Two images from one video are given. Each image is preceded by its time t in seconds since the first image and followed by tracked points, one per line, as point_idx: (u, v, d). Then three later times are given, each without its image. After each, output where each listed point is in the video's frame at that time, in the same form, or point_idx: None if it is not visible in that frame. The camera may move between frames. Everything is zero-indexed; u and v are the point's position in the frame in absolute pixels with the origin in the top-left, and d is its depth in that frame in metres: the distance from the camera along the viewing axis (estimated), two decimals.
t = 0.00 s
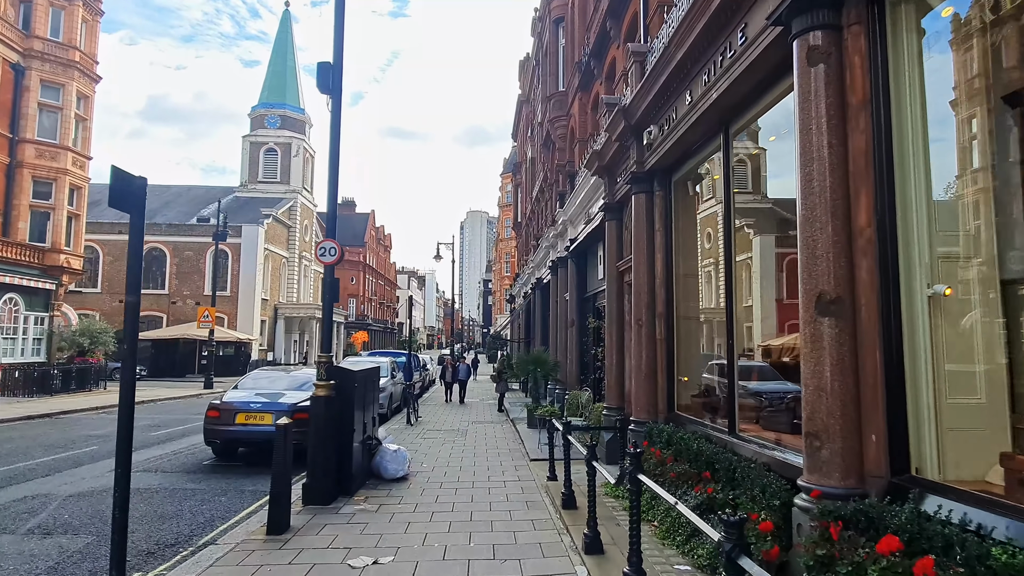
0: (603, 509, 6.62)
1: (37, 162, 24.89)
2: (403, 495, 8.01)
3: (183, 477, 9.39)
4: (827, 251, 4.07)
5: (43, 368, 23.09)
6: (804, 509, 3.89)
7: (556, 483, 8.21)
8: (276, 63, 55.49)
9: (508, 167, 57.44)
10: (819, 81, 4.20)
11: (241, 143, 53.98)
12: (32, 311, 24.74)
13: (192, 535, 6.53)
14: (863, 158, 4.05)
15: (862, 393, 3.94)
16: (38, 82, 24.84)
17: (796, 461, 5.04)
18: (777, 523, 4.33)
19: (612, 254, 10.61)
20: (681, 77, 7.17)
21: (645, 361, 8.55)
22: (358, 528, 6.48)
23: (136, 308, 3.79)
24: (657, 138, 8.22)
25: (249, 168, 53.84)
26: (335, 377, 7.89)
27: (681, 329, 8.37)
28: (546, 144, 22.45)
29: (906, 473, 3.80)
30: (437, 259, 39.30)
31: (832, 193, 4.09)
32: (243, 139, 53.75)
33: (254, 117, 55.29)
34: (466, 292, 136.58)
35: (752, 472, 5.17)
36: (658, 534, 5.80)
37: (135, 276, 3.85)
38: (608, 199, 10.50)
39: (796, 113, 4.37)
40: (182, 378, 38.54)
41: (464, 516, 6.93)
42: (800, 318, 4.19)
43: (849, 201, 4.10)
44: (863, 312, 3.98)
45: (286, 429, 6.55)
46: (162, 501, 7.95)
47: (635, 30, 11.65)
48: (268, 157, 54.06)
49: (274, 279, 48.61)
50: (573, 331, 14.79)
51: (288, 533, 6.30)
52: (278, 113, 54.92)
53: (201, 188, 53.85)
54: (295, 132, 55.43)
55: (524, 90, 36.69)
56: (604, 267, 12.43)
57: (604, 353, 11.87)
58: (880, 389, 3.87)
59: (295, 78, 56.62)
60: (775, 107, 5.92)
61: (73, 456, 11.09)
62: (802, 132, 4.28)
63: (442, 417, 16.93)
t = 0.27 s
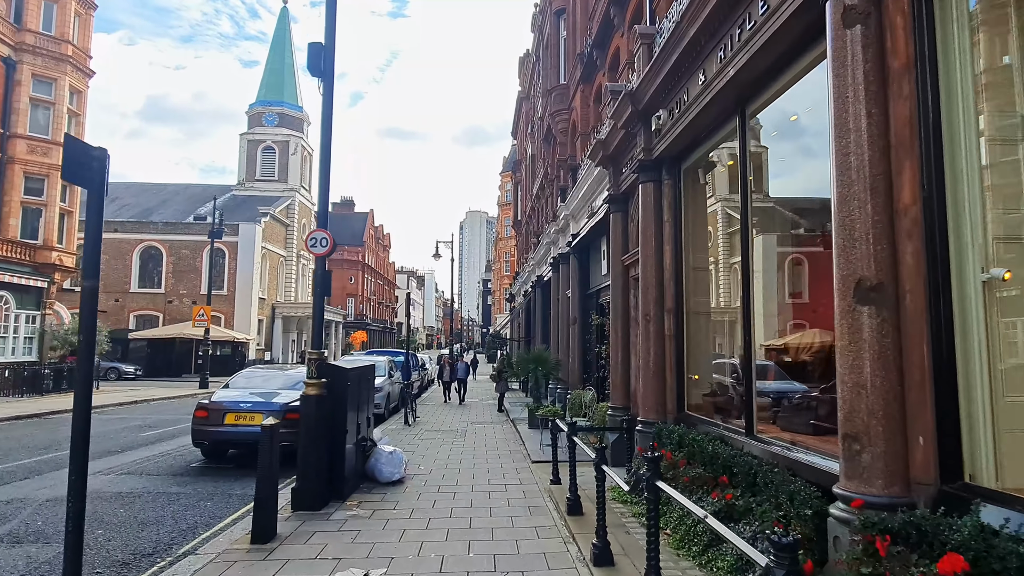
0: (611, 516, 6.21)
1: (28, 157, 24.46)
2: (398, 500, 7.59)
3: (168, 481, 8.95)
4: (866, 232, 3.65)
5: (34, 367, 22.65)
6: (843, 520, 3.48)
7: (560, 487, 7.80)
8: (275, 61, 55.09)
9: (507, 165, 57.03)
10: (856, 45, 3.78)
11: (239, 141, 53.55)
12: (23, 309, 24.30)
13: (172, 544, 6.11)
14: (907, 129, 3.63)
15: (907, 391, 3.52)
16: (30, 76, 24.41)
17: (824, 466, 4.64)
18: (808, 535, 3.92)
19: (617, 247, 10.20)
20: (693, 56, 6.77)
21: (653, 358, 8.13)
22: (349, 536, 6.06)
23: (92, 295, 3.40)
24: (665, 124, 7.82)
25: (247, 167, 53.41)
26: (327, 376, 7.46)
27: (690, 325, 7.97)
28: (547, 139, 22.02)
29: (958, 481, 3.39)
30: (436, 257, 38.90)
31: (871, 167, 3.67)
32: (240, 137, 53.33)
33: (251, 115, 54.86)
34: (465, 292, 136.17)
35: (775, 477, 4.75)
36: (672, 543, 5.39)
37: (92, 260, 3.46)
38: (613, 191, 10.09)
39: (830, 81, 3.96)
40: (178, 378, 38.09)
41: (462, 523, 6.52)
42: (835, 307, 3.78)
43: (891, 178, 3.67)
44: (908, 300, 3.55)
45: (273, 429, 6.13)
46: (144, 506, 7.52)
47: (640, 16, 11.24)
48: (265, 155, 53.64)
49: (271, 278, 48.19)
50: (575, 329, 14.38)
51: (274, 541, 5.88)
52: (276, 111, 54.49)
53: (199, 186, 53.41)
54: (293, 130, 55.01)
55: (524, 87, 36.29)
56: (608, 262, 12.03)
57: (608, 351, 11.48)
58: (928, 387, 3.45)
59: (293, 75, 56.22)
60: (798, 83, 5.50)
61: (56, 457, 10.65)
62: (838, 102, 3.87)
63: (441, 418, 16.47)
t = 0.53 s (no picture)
0: (618, 530, 5.79)
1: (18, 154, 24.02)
2: (391, 510, 7.17)
3: (151, 488, 8.53)
4: (911, 219, 3.24)
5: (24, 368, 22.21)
6: (886, 546, 3.06)
7: (562, 496, 7.39)
8: (272, 59, 54.65)
9: (506, 164, 56.57)
10: (898, 9, 3.37)
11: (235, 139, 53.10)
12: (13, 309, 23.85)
13: (145, 560, 5.68)
14: (957, 103, 3.22)
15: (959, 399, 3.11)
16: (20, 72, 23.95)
17: (854, 480, 4.21)
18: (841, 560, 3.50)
19: (620, 245, 9.80)
20: (705, 37, 6.34)
21: (660, 360, 7.72)
22: (335, 552, 5.64)
23: (32, 289, 3.09)
24: (674, 112, 7.38)
25: (244, 165, 52.96)
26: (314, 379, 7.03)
27: (699, 325, 7.56)
28: (547, 135, 21.58)
29: (1019, 503, 2.98)
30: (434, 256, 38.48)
31: (917, 146, 3.25)
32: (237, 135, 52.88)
33: (248, 113, 54.40)
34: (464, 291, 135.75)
35: (799, 490, 4.35)
36: (684, 561, 4.98)
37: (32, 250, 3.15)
38: (616, 184, 9.67)
39: (867, 51, 3.54)
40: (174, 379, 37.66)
41: (458, 536, 6.10)
42: (874, 304, 3.36)
43: (939, 158, 3.26)
44: (959, 296, 3.14)
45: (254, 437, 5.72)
46: (121, 517, 7.09)
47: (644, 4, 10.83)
48: (263, 154, 53.19)
49: (268, 277, 47.75)
50: (577, 329, 13.96)
51: (254, 558, 5.46)
52: (273, 109, 54.03)
53: (195, 185, 52.96)
54: (290, 128, 54.55)
55: (523, 84, 35.86)
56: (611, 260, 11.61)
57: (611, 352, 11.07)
58: (984, 395, 3.04)
59: (291, 73, 55.77)
60: (820, 63, 5.09)
61: (36, 463, 10.22)
62: (877, 74, 3.44)
63: (438, 420, 16.04)
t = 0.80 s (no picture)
0: (624, 543, 5.36)
1: (7, 150, 23.58)
2: (381, 519, 6.73)
3: (130, 494, 8.11)
4: (968, 194, 2.81)
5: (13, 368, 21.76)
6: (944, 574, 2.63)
7: (564, 503, 6.96)
8: (269, 56, 54.19)
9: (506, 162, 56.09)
10: None
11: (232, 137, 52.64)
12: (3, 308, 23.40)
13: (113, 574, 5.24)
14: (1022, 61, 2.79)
15: None
16: (10, 66, 23.49)
17: (888, 490, 3.80)
18: None
19: (624, 238, 9.37)
20: (718, 11, 5.91)
21: (667, 359, 7.29)
22: (318, 567, 5.20)
23: None
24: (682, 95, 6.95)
25: (240, 164, 52.50)
26: (299, 380, 6.59)
27: (709, 322, 7.14)
28: (547, 130, 21.13)
29: None
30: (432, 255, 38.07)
31: (976, 110, 2.82)
32: (234, 133, 52.43)
33: (245, 111, 53.93)
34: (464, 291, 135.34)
35: (828, 502, 3.93)
36: None
37: None
38: (619, 176, 9.26)
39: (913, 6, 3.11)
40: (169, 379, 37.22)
41: (452, 548, 5.66)
42: (924, 293, 2.93)
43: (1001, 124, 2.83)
44: None
45: (230, 441, 5.26)
46: (94, 526, 6.66)
47: None
48: (260, 152, 52.74)
49: (265, 276, 47.32)
50: (578, 327, 13.53)
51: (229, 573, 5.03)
52: (270, 107, 53.56)
53: (191, 184, 52.50)
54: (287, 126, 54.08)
55: (523, 80, 35.40)
56: (613, 255, 11.20)
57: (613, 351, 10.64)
58: None
59: (288, 71, 55.31)
60: (846, 35, 4.65)
61: (13, 466, 9.79)
62: (926, 30, 3.01)
63: (435, 422, 15.59)
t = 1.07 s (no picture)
0: (633, 560, 4.95)
1: None
2: (372, 531, 6.30)
3: (108, 502, 7.69)
4: None
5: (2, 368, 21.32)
6: None
7: (566, 513, 6.55)
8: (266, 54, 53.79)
9: (505, 160, 55.65)
10: None
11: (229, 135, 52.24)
12: None
13: None
14: None
15: None
16: None
17: (934, 508, 3.39)
18: None
19: (629, 234, 8.95)
20: None
21: (676, 359, 6.86)
22: None
23: None
24: (692, 79, 6.53)
25: (237, 162, 52.03)
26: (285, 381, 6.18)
27: (721, 319, 6.71)
28: (547, 126, 20.69)
29: None
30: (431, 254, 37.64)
31: None
32: (231, 131, 52.01)
33: (242, 109, 53.46)
34: (463, 291, 135.01)
35: (865, 520, 3.52)
36: None
37: None
38: (624, 167, 8.86)
39: None
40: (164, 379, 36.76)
41: (447, 564, 5.24)
42: (994, 287, 2.52)
43: None
44: None
45: (204, 449, 4.81)
46: (65, 539, 6.24)
47: None
48: (257, 150, 52.32)
49: (262, 276, 46.89)
50: (579, 327, 13.10)
51: None
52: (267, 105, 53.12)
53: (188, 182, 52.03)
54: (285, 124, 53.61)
55: (522, 77, 34.95)
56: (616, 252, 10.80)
57: (617, 352, 10.21)
58: None
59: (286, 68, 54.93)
60: (877, 4, 4.22)
61: None
62: None
63: (433, 424, 15.16)
